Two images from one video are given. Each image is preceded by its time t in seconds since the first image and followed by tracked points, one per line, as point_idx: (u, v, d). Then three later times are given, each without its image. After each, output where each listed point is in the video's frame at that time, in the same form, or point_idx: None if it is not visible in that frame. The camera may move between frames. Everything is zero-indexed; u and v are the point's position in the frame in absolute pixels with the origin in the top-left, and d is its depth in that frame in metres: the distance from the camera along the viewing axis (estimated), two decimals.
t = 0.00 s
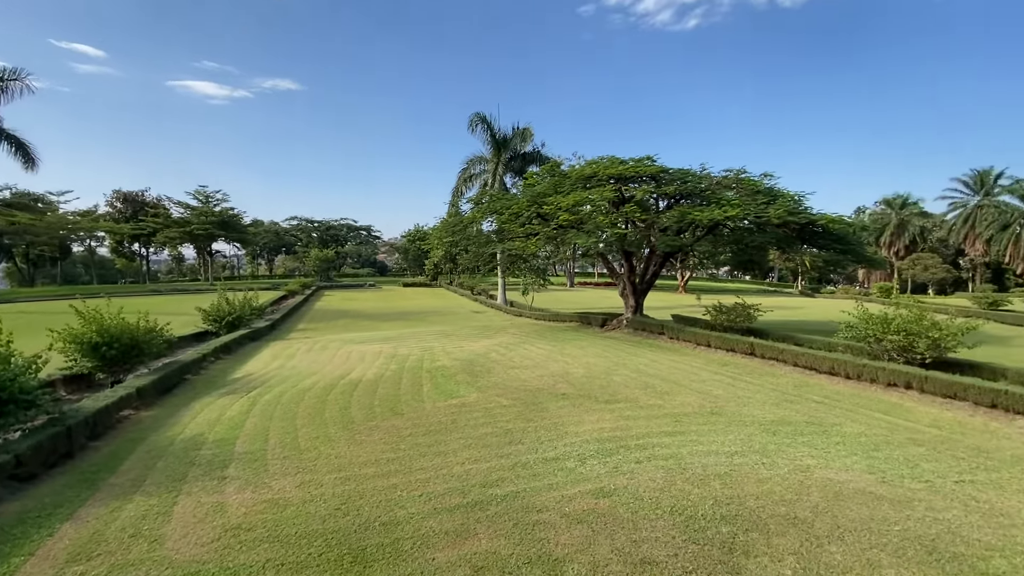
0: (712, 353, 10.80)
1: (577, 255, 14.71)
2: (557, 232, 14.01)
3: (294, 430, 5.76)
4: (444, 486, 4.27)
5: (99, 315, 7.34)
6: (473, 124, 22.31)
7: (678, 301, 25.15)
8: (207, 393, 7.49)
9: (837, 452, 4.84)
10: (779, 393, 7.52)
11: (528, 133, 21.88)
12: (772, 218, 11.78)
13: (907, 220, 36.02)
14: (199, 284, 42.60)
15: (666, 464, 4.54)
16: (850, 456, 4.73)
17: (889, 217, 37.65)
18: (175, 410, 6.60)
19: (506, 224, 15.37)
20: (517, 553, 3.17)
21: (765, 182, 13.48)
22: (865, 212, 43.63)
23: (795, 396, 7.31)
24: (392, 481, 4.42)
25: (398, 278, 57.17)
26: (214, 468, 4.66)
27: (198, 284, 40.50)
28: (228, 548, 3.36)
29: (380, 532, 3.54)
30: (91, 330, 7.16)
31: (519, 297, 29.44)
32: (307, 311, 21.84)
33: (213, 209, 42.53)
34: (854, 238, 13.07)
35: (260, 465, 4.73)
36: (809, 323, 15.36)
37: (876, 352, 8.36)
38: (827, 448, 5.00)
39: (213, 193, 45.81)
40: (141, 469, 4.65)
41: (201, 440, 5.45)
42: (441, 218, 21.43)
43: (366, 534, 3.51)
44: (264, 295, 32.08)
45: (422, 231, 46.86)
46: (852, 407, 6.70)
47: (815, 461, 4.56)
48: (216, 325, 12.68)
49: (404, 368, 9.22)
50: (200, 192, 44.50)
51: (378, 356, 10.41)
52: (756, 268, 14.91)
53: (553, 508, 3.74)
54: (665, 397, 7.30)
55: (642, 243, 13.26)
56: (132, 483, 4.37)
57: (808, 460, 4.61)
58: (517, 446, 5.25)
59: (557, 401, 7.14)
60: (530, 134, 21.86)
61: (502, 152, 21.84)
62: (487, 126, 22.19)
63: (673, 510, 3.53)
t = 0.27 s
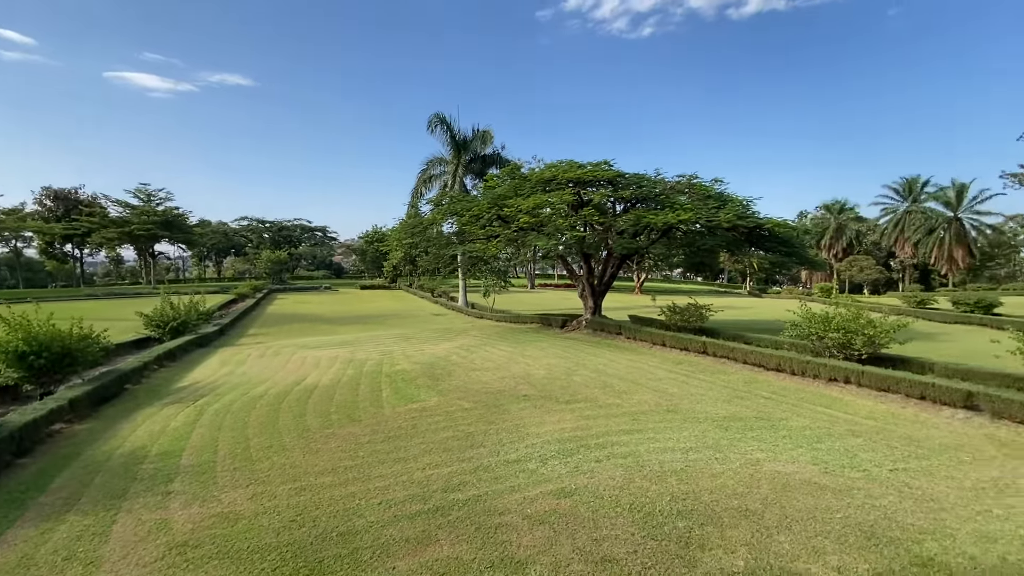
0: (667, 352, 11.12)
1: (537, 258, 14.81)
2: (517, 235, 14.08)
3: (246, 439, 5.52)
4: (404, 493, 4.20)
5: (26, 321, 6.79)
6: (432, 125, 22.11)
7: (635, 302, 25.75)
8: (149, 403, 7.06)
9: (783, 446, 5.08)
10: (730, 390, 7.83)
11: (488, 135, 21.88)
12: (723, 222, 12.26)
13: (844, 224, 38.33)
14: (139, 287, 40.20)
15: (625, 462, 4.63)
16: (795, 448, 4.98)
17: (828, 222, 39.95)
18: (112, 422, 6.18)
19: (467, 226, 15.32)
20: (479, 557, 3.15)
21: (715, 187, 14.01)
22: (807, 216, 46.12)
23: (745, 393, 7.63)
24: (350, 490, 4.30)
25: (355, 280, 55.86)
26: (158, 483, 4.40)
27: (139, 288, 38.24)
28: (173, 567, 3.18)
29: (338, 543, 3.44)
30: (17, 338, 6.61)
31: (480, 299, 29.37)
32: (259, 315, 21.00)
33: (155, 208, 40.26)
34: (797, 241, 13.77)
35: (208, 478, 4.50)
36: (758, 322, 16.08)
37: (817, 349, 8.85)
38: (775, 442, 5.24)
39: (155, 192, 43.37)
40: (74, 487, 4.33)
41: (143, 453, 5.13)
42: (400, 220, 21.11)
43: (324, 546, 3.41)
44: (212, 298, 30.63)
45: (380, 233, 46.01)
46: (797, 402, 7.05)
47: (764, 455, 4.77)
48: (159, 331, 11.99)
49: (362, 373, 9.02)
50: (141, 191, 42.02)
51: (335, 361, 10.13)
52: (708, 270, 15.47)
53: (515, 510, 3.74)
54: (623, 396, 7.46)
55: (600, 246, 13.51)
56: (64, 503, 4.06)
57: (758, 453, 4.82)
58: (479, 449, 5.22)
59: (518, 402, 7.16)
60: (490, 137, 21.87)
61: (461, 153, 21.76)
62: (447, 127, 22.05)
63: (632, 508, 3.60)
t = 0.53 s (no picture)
0: (624, 352, 11.39)
1: (496, 259, 14.82)
2: (477, 236, 14.05)
3: (192, 450, 5.23)
4: (363, 500, 4.10)
5: None
6: (389, 124, 21.74)
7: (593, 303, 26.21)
8: (82, 415, 6.57)
9: (734, 440, 5.31)
10: (684, 387, 8.10)
11: (447, 136, 21.73)
12: (675, 225, 12.68)
13: (787, 228, 40.44)
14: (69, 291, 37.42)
15: (585, 460, 4.71)
16: (745, 442, 5.21)
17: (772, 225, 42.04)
18: (40, 437, 5.72)
19: (425, 228, 15.15)
20: (442, 562, 3.12)
21: (668, 191, 14.47)
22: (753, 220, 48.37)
23: (698, 389, 7.91)
24: (306, 499, 4.16)
25: (309, 282, 54.13)
26: (93, 501, 4.10)
27: (70, 291, 35.64)
28: None
29: (294, 555, 3.31)
30: None
31: (439, 301, 29.11)
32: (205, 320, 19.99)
33: (87, 207, 37.62)
34: (745, 244, 14.41)
35: (151, 492, 4.24)
36: (708, 322, 16.72)
37: (764, 346, 9.29)
38: (726, 436, 5.47)
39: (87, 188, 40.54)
40: None
41: (75, 469, 4.77)
42: (356, 220, 20.62)
43: (279, 559, 3.28)
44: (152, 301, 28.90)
45: (335, 234, 44.78)
46: (746, 397, 7.38)
47: (716, 449, 4.96)
48: (93, 337, 11.19)
49: (317, 379, 8.74)
50: (70, 187, 39.15)
51: (288, 367, 9.77)
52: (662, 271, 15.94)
53: (477, 513, 3.73)
54: (582, 395, 7.58)
55: (559, 247, 13.67)
56: None
57: (711, 448, 5.01)
58: (439, 453, 5.17)
59: (479, 404, 7.14)
60: (449, 138, 21.72)
61: (419, 154, 21.51)
62: (404, 127, 21.73)
63: (592, 505, 3.66)
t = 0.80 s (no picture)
0: (582, 351, 11.59)
1: (455, 261, 14.75)
2: (435, 237, 13.93)
3: (132, 464, 4.93)
4: (321, 508, 3.99)
5: None
6: (344, 122, 21.20)
7: (551, 304, 26.49)
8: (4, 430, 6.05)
9: (688, 434, 5.51)
10: (639, 384, 8.34)
11: (404, 136, 21.41)
12: (630, 228, 13.02)
13: (733, 231, 42.33)
14: None
15: (545, 459, 4.77)
16: (698, 435, 5.42)
17: (720, 228, 43.89)
18: None
19: (382, 228, 14.88)
20: (404, 567, 3.09)
21: (623, 195, 14.84)
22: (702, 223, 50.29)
23: (653, 386, 8.17)
24: (259, 510, 4.01)
25: (258, 285, 51.98)
26: (20, 522, 3.80)
27: None
28: None
29: (247, 569, 3.19)
30: None
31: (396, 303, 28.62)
32: (143, 325, 18.80)
33: (7, 204, 34.63)
34: (695, 246, 14.97)
35: (86, 510, 3.97)
36: (661, 321, 17.27)
37: (713, 344, 9.70)
38: (680, 430, 5.68)
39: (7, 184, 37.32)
40: None
41: None
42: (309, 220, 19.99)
43: (230, 573, 3.15)
44: (84, 306, 26.95)
45: (286, 234, 43.23)
46: (697, 393, 7.68)
47: (670, 443, 5.15)
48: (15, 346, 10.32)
49: (269, 385, 8.42)
50: None
51: (237, 373, 9.35)
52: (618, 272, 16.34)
53: (439, 516, 3.71)
54: (542, 395, 7.66)
55: (517, 249, 13.76)
56: None
57: (665, 442, 5.19)
58: (399, 457, 5.10)
59: (439, 406, 7.09)
60: (406, 137, 21.41)
61: (376, 153, 21.10)
62: (359, 125, 21.25)
63: (553, 503, 3.72)
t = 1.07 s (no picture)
0: (540, 351, 11.73)
1: (413, 262, 14.57)
2: (393, 238, 13.72)
3: (64, 479, 4.60)
4: (275, 517, 3.87)
5: None
6: (296, 118, 20.52)
7: (509, 305, 26.60)
8: None
9: (643, 429, 5.70)
10: (596, 382, 8.53)
11: (359, 134, 20.95)
12: (587, 230, 13.29)
13: (684, 233, 43.91)
14: None
15: (506, 458, 4.81)
16: (652, 430, 5.62)
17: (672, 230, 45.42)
18: None
19: (337, 228, 14.50)
20: (364, 572, 3.05)
21: (580, 197, 15.11)
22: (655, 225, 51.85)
23: (609, 384, 8.38)
24: (208, 522, 3.84)
25: (202, 287, 49.38)
26: None
27: None
28: None
29: None
30: None
31: (351, 305, 27.94)
32: (73, 331, 17.50)
33: None
34: (649, 247, 15.43)
35: (12, 531, 3.68)
36: (617, 321, 17.70)
37: (666, 342, 10.05)
38: (635, 426, 5.86)
39: None
40: None
41: None
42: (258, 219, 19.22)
43: None
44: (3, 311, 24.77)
45: (233, 234, 41.34)
46: (652, 389, 7.93)
47: (627, 439, 5.31)
48: None
49: (216, 392, 8.05)
50: None
51: (181, 380, 8.88)
52: (575, 273, 16.62)
53: (399, 519, 3.68)
54: (501, 395, 7.71)
55: (476, 250, 13.75)
56: None
57: (622, 438, 5.34)
58: (357, 462, 5.01)
59: (398, 410, 7.00)
60: (361, 136, 20.95)
61: (329, 151, 20.54)
62: (312, 122, 20.64)
63: (514, 501, 3.76)
